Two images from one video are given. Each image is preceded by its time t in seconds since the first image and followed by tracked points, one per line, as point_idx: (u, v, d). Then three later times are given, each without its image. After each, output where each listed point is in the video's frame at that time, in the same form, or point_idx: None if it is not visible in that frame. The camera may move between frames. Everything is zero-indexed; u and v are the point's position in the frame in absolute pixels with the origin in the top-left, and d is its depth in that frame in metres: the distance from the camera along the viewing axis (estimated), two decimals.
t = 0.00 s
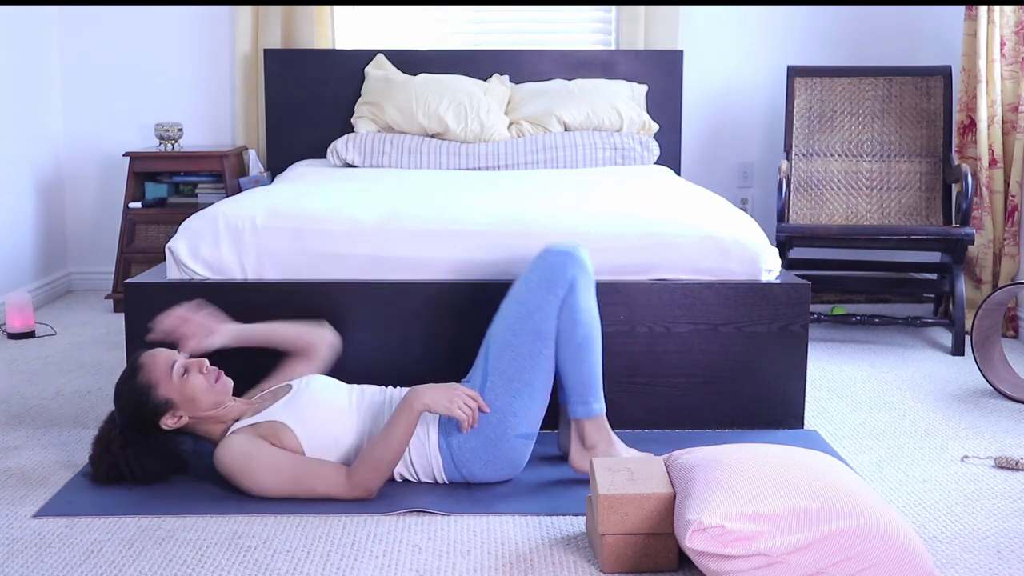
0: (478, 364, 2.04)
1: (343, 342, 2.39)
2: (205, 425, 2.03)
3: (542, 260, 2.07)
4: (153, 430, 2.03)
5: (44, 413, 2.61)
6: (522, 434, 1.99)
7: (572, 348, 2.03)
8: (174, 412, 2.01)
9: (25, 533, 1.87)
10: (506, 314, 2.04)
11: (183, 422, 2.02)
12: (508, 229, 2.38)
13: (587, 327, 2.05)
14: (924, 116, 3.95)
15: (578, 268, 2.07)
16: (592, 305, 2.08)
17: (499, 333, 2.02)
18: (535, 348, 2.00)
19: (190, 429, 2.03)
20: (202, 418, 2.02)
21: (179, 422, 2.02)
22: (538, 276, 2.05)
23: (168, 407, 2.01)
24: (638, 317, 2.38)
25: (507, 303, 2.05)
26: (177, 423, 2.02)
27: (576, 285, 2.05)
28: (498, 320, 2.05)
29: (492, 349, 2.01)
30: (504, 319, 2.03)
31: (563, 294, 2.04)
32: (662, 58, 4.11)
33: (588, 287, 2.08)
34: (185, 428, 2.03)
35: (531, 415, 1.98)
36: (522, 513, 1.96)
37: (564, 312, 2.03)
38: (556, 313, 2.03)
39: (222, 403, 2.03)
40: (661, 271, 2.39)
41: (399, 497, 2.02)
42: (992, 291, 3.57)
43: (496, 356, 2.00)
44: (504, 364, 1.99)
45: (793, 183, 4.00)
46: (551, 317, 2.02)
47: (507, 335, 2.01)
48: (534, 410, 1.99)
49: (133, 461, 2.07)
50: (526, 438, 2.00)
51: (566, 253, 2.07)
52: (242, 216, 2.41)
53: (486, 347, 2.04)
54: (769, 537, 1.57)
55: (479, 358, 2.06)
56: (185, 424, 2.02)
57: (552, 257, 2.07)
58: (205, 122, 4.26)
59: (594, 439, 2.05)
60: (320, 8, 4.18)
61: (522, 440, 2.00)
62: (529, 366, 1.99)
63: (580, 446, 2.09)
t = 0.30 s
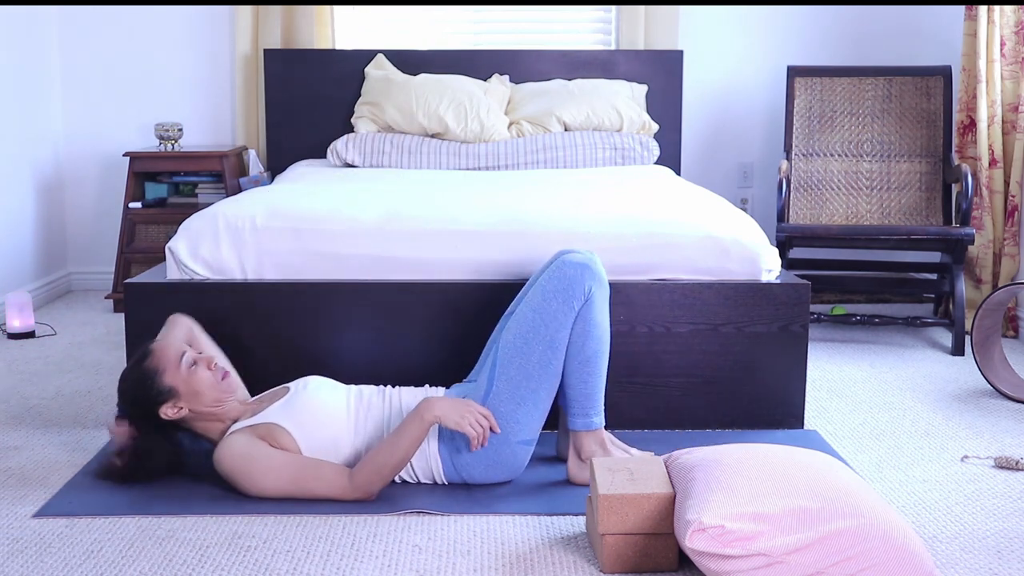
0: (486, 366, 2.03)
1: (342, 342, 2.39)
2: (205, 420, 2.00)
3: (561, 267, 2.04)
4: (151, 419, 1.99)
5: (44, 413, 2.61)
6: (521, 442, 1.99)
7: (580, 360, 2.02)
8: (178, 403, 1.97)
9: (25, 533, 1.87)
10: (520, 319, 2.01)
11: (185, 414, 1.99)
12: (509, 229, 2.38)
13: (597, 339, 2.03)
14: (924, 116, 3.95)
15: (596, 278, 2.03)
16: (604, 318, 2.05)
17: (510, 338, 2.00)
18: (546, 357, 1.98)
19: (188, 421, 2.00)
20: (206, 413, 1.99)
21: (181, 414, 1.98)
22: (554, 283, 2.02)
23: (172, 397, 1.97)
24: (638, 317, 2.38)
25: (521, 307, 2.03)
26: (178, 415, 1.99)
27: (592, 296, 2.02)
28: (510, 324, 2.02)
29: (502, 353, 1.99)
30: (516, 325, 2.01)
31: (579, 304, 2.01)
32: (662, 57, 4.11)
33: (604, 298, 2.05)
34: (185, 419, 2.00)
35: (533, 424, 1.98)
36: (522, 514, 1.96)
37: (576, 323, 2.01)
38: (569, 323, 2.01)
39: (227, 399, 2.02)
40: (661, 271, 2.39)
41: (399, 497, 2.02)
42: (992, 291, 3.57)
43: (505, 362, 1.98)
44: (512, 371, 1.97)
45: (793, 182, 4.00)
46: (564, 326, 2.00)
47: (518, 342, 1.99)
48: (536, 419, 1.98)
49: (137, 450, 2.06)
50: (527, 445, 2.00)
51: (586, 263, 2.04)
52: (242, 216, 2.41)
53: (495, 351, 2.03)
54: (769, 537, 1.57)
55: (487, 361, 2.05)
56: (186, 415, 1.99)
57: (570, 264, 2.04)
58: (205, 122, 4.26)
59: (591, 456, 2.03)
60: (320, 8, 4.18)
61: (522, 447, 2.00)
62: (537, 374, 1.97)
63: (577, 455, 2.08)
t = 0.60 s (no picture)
0: (486, 366, 2.03)
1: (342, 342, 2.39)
2: (199, 430, 2.01)
3: (561, 267, 2.03)
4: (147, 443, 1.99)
5: (44, 413, 2.61)
6: (522, 442, 1.99)
7: (579, 359, 2.02)
8: (169, 424, 1.97)
9: (25, 533, 1.87)
10: (520, 319, 2.01)
11: (178, 432, 1.99)
12: (509, 228, 2.38)
13: (597, 338, 2.03)
14: (924, 116, 3.95)
15: (596, 278, 2.03)
16: (604, 318, 2.05)
17: (510, 338, 2.00)
18: (545, 356, 1.98)
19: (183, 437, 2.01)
20: (197, 425, 2.00)
21: (175, 433, 1.99)
22: (554, 282, 2.02)
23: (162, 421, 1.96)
24: (638, 317, 2.38)
25: (520, 307, 2.03)
26: (172, 435, 1.99)
27: (592, 295, 2.02)
28: (510, 323, 2.03)
29: (502, 353, 1.99)
30: (516, 324, 2.01)
31: (579, 304, 2.01)
32: (662, 57, 4.11)
33: (603, 297, 2.05)
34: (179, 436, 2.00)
35: (533, 424, 1.98)
36: (522, 514, 1.96)
37: (576, 322, 2.01)
38: (569, 322, 2.01)
39: (215, 407, 2.02)
40: (661, 272, 2.39)
41: (399, 497, 2.02)
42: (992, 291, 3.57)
43: (505, 361, 1.98)
44: (512, 370, 1.97)
45: (793, 182, 4.00)
46: (564, 326, 2.00)
47: (518, 341, 1.99)
48: (536, 419, 1.98)
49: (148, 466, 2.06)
50: (527, 445, 2.00)
51: (586, 263, 2.04)
52: (242, 216, 2.41)
53: (495, 351, 2.02)
54: (769, 537, 1.57)
55: (487, 361, 2.05)
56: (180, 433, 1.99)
57: (570, 264, 2.04)
58: (205, 122, 4.26)
59: (592, 456, 2.03)
60: (320, 8, 4.18)
61: (522, 447, 2.00)
62: (537, 374, 1.97)
63: (577, 455, 2.08)
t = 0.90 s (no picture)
0: (487, 367, 2.03)
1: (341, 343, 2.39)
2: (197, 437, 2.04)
3: (561, 267, 2.04)
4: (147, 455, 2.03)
5: (44, 413, 2.61)
6: (523, 441, 1.99)
7: (580, 359, 2.02)
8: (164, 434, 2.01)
9: (25, 533, 1.87)
10: (521, 319, 2.01)
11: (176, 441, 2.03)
12: (509, 229, 2.38)
13: (598, 338, 2.03)
14: (924, 115, 3.95)
15: (596, 277, 2.03)
16: (605, 318, 2.05)
17: (511, 337, 2.00)
18: (547, 356, 1.98)
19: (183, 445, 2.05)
20: (194, 432, 2.03)
21: (173, 442, 2.03)
22: (555, 281, 2.02)
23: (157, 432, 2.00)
24: (638, 317, 2.38)
25: (521, 307, 2.03)
26: (170, 444, 2.03)
27: (593, 295, 2.02)
28: (511, 323, 2.03)
29: (503, 353, 1.99)
30: (517, 324, 2.01)
31: (579, 303, 2.01)
32: (662, 57, 4.11)
33: (604, 296, 2.05)
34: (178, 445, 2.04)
35: (534, 424, 1.98)
36: (522, 514, 1.96)
37: (577, 322, 2.01)
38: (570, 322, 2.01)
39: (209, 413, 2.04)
40: (661, 272, 2.39)
41: (399, 497, 2.02)
42: (992, 291, 3.57)
43: (506, 361, 1.98)
44: (513, 370, 1.97)
45: (793, 183, 4.01)
46: (565, 325, 2.00)
47: (519, 341, 1.99)
48: (538, 418, 1.98)
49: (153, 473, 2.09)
50: (528, 445, 2.00)
51: (586, 262, 2.04)
52: (242, 216, 2.41)
53: (497, 351, 2.03)
54: (769, 537, 1.57)
55: (488, 360, 2.05)
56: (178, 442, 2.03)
57: (571, 264, 2.04)
58: (204, 122, 4.26)
59: (592, 455, 2.03)
60: (320, 8, 4.18)
61: (523, 447, 2.00)
62: (538, 374, 1.97)
63: (577, 455, 2.08)
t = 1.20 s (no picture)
0: (486, 368, 2.03)
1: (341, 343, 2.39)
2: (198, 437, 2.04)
3: (559, 267, 2.04)
4: (148, 455, 2.03)
5: (44, 413, 2.61)
6: (522, 442, 1.99)
7: (579, 360, 2.02)
8: (166, 434, 2.01)
9: (25, 533, 1.87)
10: (519, 320, 2.01)
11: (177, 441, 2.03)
12: (509, 229, 2.38)
13: (596, 338, 2.03)
14: (924, 115, 3.95)
15: (595, 278, 2.03)
16: (604, 318, 2.05)
17: (509, 338, 2.00)
18: (545, 357, 1.98)
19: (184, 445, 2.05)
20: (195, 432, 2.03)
21: (173, 442, 2.03)
22: (553, 282, 2.02)
23: (159, 431, 2.00)
24: (638, 317, 2.38)
25: (519, 308, 2.03)
26: (171, 444, 2.03)
27: (591, 295, 2.02)
28: (510, 324, 2.03)
29: (501, 354, 2.00)
30: (516, 325, 2.01)
31: (578, 304, 2.01)
32: (662, 57, 4.11)
33: (603, 297, 2.05)
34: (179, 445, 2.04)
35: (533, 425, 1.98)
36: (522, 514, 1.96)
37: (576, 322, 2.01)
38: (569, 323, 2.01)
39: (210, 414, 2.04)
40: (661, 272, 2.39)
41: (399, 497, 2.02)
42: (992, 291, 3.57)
43: (505, 362, 1.98)
44: (511, 371, 1.97)
45: (793, 183, 4.01)
46: (563, 326, 2.00)
47: (518, 342, 1.99)
48: (537, 419, 1.98)
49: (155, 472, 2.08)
50: (528, 445, 2.00)
51: (584, 262, 2.04)
52: (242, 216, 2.41)
53: (495, 352, 2.03)
54: (769, 537, 1.57)
55: (487, 361, 2.05)
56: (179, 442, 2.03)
57: (570, 264, 2.04)
58: (205, 122, 4.26)
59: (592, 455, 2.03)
60: (320, 8, 4.18)
61: (523, 447, 2.00)
62: (536, 375, 1.97)
63: (577, 455, 2.08)
